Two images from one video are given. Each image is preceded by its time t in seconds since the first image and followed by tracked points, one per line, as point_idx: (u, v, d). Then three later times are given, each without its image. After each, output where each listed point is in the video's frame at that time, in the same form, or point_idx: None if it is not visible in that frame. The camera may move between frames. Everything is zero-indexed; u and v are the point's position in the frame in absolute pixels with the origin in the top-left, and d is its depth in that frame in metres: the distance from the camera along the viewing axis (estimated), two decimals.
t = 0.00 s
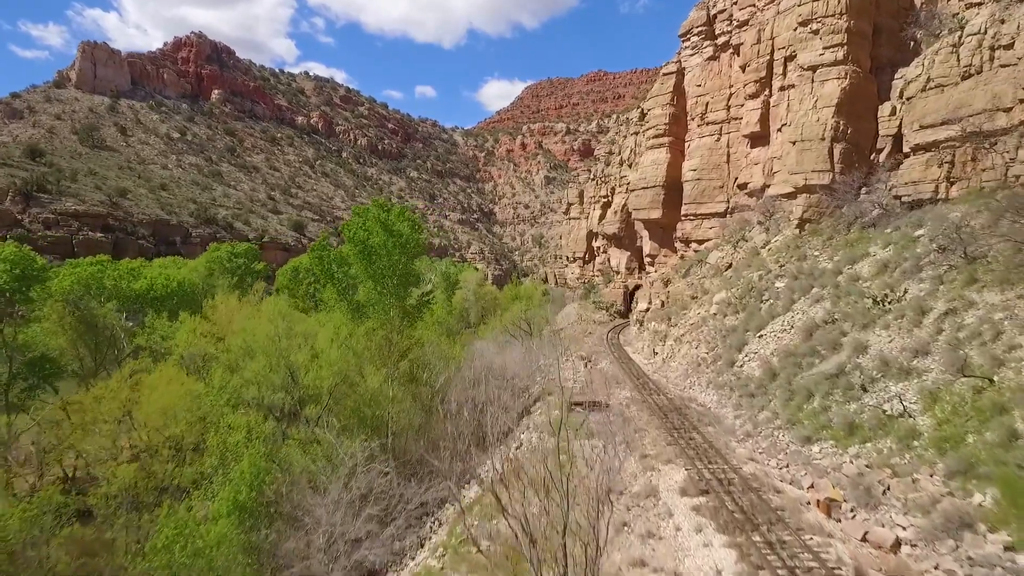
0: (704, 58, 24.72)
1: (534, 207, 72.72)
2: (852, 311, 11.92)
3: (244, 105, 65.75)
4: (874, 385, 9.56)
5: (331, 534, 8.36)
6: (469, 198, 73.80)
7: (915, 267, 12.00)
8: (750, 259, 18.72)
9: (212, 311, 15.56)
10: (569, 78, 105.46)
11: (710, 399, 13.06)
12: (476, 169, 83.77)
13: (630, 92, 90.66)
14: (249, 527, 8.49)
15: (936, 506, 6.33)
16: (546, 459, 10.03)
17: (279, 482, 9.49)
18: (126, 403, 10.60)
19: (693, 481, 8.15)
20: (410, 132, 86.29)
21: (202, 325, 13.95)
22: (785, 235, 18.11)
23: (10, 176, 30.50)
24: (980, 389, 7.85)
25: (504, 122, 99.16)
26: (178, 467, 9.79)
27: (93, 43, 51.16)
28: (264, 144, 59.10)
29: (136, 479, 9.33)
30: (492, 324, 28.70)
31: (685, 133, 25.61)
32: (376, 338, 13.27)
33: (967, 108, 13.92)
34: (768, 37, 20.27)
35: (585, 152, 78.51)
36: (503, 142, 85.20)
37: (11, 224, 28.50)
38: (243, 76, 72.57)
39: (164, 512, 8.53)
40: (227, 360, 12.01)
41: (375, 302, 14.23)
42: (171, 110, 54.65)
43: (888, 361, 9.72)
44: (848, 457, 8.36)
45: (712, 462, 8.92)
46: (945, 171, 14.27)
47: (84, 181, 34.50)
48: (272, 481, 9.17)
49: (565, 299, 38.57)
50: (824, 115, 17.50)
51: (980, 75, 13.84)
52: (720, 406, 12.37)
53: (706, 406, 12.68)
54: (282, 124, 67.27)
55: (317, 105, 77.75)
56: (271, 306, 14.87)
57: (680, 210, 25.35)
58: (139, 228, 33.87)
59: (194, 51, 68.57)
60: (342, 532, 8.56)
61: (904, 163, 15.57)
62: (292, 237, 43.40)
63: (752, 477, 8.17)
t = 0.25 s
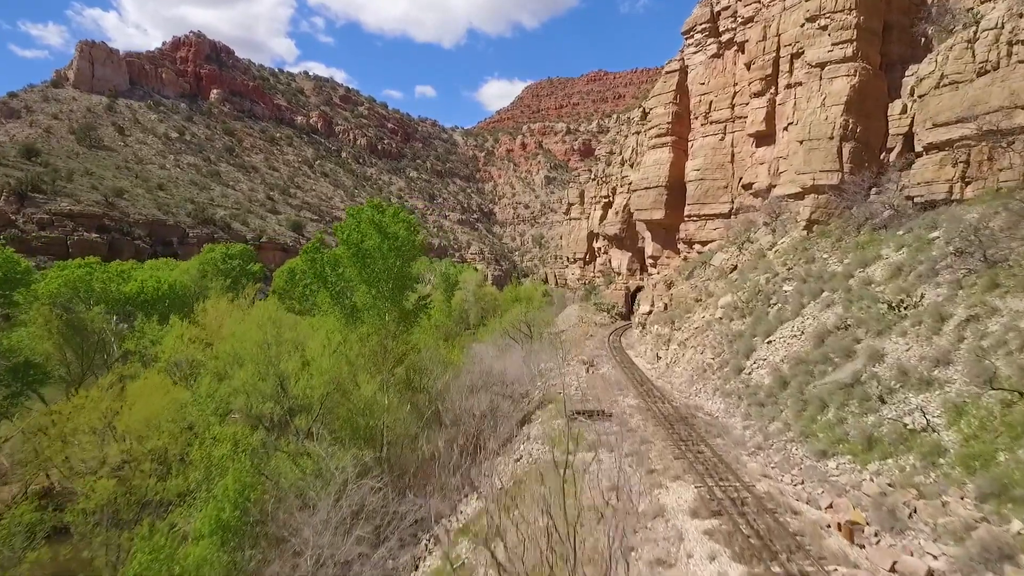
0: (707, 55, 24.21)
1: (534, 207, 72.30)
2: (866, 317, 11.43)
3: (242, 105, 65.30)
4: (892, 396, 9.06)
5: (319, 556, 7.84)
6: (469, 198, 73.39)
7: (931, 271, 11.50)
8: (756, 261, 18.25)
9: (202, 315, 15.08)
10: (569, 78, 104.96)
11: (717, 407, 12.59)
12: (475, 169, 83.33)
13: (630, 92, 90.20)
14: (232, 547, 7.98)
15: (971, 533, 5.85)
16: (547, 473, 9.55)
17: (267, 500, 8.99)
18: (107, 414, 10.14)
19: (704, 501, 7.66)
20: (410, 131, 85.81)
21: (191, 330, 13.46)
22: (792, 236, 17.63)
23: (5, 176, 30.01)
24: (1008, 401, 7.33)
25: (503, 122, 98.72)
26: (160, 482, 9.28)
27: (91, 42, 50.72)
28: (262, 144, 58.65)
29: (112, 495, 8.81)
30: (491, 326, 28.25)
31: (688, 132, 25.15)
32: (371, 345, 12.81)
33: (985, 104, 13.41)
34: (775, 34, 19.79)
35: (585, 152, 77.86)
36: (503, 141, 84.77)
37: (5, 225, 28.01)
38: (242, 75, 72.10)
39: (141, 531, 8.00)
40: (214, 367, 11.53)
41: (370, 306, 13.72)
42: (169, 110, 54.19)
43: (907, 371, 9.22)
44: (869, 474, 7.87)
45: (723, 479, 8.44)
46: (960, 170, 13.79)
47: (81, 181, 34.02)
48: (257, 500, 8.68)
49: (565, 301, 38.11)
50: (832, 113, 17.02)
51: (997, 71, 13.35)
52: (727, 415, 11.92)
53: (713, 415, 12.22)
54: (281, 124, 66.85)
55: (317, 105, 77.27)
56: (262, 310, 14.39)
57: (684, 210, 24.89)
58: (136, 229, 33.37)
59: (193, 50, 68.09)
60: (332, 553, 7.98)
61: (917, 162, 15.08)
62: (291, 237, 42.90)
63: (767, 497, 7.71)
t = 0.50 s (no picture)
0: (711, 52, 23.64)
1: (534, 207, 71.78)
2: (883, 325, 10.85)
3: (241, 104, 64.71)
4: (915, 410, 8.48)
5: None
6: (468, 198, 72.87)
7: (951, 276, 10.92)
8: (763, 263, 17.69)
9: (188, 322, 14.44)
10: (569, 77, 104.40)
11: (726, 418, 12.04)
12: (475, 168, 82.73)
13: (631, 92, 89.68)
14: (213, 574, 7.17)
15: (1019, 570, 5.27)
16: (548, 492, 8.99)
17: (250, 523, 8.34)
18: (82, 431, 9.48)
19: (718, 528, 7.10)
20: (410, 131, 85.21)
21: (175, 338, 12.85)
22: (800, 238, 17.07)
23: None
24: None
25: (503, 122, 98.15)
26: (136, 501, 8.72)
27: (88, 41, 50.11)
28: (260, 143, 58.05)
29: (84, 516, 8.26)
30: (491, 329, 27.67)
31: (692, 132, 24.58)
32: (362, 354, 12.24)
33: (1004, 101, 12.84)
34: (782, 29, 19.22)
35: (585, 152, 77.13)
36: (503, 141, 84.23)
37: None
38: (240, 74, 71.49)
39: (112, 557, 7.44)
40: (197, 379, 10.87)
41: (362, 312, 13.21)
42: (167, 109, 53.59)
43: (930, 384, 8.63)
44: (893, 497, 7.30)
45: (737, 502, 7.87)
46: (978, 170, 13.23)
47: (76, 181, 33.43)
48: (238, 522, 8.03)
49: (566, 302, 37.55)
50: (842, 111, 16.46)
51: (1017, 66, 12.76)
52: (737, 427, 11.38)
53: (722, 427, 11.67)
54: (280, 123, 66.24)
55: (316, 104, 76.69)
56: (250, 316, 13.86)
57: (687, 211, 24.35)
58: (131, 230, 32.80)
59: (191, 49, 67.48)
60: None
61: (931, 163, 14.53)
62: (289, 238, 42.34)
63: (785, 524, 7.15)
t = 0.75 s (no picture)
0: (715, 49, 23.13)
1: (534, 207, 71.35)
2: (899, 332, 10.35)
3: (240, 104, 64.23)
4: (937, 424, 7.93)
5: None
6: (468, 198, 72.42)
7: (970, 280, 10.41)
8: (769, 265, 17.20)
9: (176, 327, 13.96)
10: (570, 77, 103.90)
11: (734, 428, 11.55)
12: (476, 168, 82.24)
13: (631, 91, 89.19)
14: None
15: None
16: (548, 510, 8.49)
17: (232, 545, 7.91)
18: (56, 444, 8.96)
19: (732, 555, 6.60)
20: (410, 131, 84.73)
21: (160, 345, 12.34)
22: (807, 240, 16.57)
23: None
24: None
25: (503, 122, 97.68)
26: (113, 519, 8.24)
27: (86, 40, 49.65)
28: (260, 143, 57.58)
29: (59, 536, 7.70)
30: (490, 332, 27.19)
31: (695, 131, 24.08)
32: (355, 362, 11.79)
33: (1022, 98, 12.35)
34: (788, 26, 18.74)
35: (585, 152, 76.00)
36: (503, 141, 83.74)
37: None
38: (240, 74, 71.01)
39: None
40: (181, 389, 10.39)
41: (355, 318, 12.76)
42: (165, 109, 53.11)
43: (953, 397, 8.10)
44: (916, 520, 6.79)
45: (750, 524, 7.38)
46: (996, 169, 12.75)
47: (72, 181, 32.95)
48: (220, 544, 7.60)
49: (567, 304, 37.08)
50: (852, 109, 15.98)
51: None
52: (746, 438, 10.90)
53: (730, 438, 11.17)
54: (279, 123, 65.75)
55: (315, 104, 76.22)
56: (240, 321, 13.41)
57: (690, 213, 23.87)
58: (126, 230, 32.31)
59: (189, 49, 67.02)
60: None
61: (945, 162, 14.05)
62: (288, 238, 41.86)
63: (803, 551, 6.66)
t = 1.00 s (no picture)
0: (719, 46, 22.56)
1: (534, 207, 70.85)
2: (918, 341, 9.77)
3: (239, 103, 63.69)
4: (966, 442, 7.30)
5: None
6: (468, 198, 71.90)
7: (993, 286, 9.84)
8: (776, 268, 16.63)
9: (160, 334, 13.41)
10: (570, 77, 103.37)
11: (743, 441, 10.99)
12: (476, 168, 81.68)
13: (632, 91, 88.65)
14: None
15: None
16: (549, 533, 7.93)
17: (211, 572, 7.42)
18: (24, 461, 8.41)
19: None
20: (409, 130, 84.18)
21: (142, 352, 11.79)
22: (814, 243, 16.00)
23: None
24: None
25: (503, 122, 97.16)
26: (82, 543, 7.66)
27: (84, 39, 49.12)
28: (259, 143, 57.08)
29: (22, 561, 7.11)
30: (489, 335, 26.63)
31: (699, 130, 23.53)
32: (346, 371, 11.28)
33: None
34: (796, 21, 18.17)
35: (585, 152, 75.73)
36: (503, 141, 83.27)
37: None
38: (239, 74, 70.48)
39: None
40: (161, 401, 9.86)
41: (346, 324, 12.24)
42: (164, 108, 52.59)
43: (983, 412, 7.49)
44: (949, 550, 6.17)
45: (767, 552, 6.79)
46: (1017, 168, 12.19)
47: (67, 181, 32.40)
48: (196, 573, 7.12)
49: (568, 305, 36.54)
50: (863, 107, 15.41)
51: None
52: (757, 452, 10.34)
53: (739, 451, 10.62)
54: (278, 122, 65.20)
55: (315, 103, 75.67)
56: (226, 327, 12.86)
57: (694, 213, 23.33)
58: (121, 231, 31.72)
59: (188, 48, 66.53)
60: None
61: (962, 161, 13.51)
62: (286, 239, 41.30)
63: None
